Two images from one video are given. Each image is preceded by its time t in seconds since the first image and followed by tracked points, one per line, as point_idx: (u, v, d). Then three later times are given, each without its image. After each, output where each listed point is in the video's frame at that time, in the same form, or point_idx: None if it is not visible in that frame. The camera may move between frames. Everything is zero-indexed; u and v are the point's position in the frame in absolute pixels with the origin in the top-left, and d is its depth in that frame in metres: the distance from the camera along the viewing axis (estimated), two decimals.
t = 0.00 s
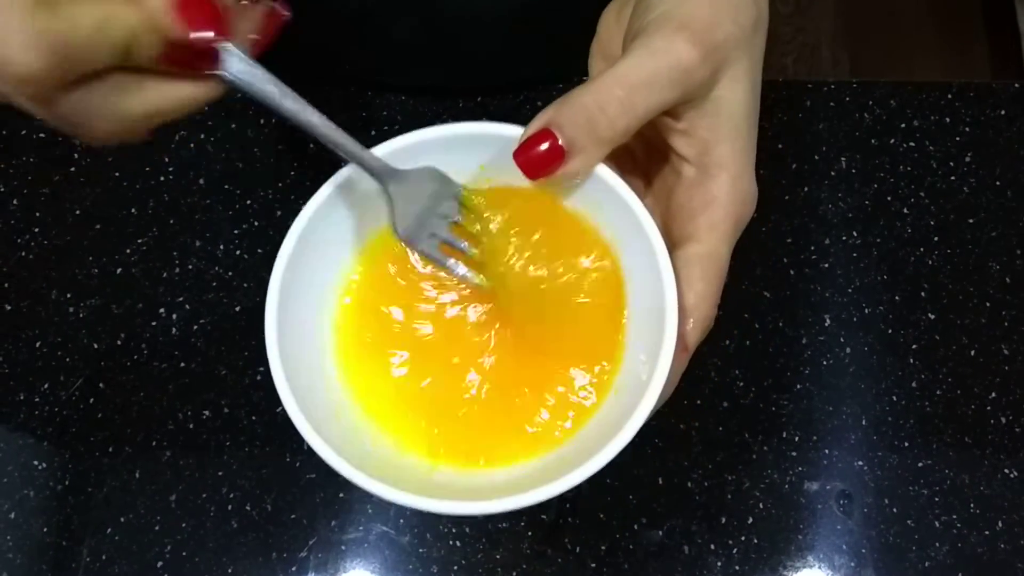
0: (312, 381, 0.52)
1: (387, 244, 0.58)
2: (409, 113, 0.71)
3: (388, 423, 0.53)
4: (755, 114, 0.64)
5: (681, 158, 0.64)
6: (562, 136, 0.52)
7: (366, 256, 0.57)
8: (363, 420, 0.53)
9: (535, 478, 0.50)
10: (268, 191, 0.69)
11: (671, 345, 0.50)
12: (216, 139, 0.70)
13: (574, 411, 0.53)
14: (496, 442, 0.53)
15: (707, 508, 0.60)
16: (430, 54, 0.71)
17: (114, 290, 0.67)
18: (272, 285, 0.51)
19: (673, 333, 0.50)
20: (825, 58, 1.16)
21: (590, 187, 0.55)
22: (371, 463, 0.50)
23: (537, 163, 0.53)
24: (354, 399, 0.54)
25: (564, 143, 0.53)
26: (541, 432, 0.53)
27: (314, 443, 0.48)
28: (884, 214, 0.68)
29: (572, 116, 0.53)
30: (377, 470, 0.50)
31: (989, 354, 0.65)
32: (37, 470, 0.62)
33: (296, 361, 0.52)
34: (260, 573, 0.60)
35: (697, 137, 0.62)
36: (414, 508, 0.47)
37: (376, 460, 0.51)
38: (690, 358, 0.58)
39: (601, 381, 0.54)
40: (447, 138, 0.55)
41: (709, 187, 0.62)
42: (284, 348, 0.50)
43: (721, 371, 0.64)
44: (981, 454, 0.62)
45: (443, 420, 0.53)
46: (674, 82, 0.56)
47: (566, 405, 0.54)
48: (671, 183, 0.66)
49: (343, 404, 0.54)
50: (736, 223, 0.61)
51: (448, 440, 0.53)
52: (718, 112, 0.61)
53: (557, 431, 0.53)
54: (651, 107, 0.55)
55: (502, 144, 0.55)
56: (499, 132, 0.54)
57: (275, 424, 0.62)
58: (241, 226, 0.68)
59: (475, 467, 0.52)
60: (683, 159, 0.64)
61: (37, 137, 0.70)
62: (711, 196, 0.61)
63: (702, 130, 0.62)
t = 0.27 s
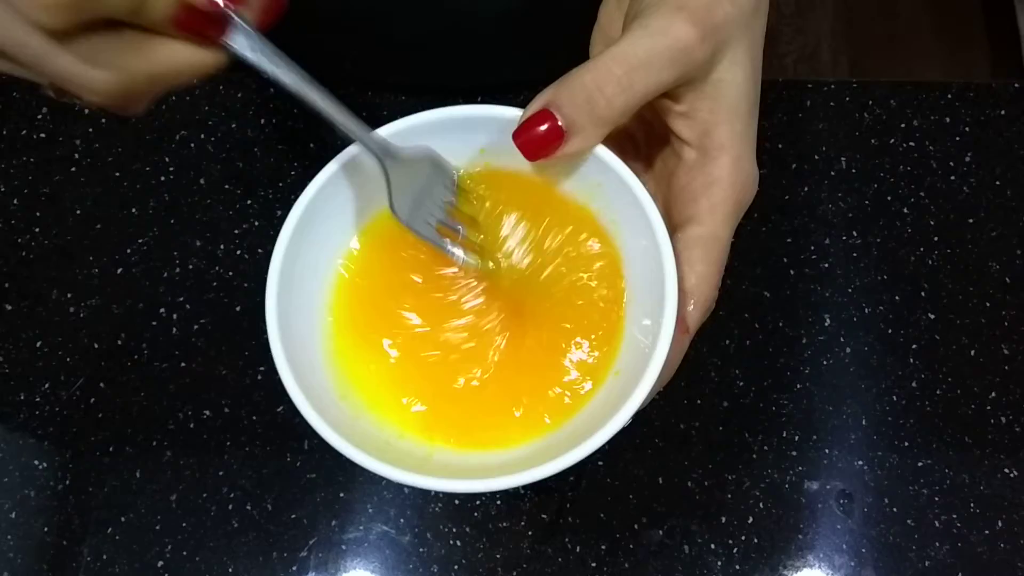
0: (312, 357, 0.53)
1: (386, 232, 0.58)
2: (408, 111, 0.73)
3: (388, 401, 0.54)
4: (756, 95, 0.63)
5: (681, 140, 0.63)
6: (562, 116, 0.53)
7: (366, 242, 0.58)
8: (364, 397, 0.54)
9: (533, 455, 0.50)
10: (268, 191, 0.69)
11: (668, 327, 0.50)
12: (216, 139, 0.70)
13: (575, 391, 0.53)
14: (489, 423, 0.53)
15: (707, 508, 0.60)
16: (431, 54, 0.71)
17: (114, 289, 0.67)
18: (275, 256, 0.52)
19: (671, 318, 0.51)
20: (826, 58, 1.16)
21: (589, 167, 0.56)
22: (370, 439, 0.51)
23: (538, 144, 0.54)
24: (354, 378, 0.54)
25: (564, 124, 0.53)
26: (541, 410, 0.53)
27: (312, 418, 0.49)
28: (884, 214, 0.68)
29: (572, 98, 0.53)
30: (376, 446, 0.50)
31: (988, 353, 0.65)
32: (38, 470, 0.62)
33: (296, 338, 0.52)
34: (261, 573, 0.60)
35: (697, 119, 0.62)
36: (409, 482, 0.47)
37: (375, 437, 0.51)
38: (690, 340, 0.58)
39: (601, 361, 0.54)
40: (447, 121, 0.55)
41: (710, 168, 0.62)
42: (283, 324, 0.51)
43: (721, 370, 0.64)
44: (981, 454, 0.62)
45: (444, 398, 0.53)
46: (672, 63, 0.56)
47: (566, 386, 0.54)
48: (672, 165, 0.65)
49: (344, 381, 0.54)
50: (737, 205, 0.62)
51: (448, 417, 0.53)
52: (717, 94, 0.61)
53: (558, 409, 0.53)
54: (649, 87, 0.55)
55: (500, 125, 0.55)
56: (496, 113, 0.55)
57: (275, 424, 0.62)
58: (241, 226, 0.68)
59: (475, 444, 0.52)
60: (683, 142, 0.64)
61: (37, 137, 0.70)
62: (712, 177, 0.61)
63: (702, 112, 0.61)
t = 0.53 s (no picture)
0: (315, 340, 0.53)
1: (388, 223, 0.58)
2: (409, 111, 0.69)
3: (387, 388, 0.54)
4: (756, 89, 0.64)
5: (682, 133, 0.64)
6: (564, 111, 0.53)
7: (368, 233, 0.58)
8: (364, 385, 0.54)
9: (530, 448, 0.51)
10: (268, 191, 0.69)
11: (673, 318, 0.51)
12: (216, 139, 0.70)
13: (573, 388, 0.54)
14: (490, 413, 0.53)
15: (707, 507, 0.60)
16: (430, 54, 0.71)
17: (114, 289, 0.67)
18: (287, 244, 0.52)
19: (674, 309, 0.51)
20: (825, 58, 1.16)
21: (592, 161, 0.56)
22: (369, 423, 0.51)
23: (540, 138, 0.53)
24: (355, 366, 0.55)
25: (566, 119, 0.53)
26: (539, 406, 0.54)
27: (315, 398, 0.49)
28: (883, 214, 0.68)
29: (574, 91, 0.53)
30: (376, 429, 0.51)
31: (988, 353, 0.65)
32: (38, 469, 0.62)
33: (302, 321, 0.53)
34: (260, 572, 0.60)
35: (697, 112, 0.62)
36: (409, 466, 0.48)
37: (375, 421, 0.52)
38: (692, 332, 0.57)
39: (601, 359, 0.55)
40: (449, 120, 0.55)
41: (711, 160, 0.62)
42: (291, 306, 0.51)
43: (721, 370, 0.64)
44: (981, 453, 0.62)
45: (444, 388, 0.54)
46: (673, 56, 0.57)
47: (564, 381, 0.54)
48: (672, 157, 0.66)
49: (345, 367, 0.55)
50: (738, 196, 0.61)
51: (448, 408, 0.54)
52: (717, 87, 0.62)
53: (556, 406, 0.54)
54: (651, 81, 0.56)
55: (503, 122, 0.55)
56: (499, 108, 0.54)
57: (275, 423, 0.62)
58: (241, 225, 0.68)
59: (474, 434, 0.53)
60: (683, 135, 0.64)
61: (37, 137, 0.70)
62: (712, 169, 0.61)
63: (702, 104, 0.62)
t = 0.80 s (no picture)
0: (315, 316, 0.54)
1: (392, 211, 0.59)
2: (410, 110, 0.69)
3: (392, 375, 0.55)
4: (757, 75, 0.64)
5: (683, 120, 0.64)
6: (566, 96, 0.53)
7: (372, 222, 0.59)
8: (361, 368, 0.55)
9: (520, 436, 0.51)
10: (268, 189, 0.69)
11: (674, 301, 0.51)
12: (217, 137, 0.70)
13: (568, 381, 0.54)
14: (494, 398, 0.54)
15: (707, 505, 0.61)
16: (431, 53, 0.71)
17: (115, 287, 0.67)
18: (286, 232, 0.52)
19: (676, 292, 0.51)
20: (825, 58, 1.16)
21: (593, 146, 0.56)
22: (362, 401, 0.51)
23: (542, 123, 0.54)
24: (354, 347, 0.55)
25: (568, 104, 0.53)
26: (533, 397, 0.54)
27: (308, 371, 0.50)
28: (884, 212, 0.68)
29: (576, 76, 0.53)
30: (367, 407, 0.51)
31: (988, 351, 0.65)
32: (39, 467, 0.63)
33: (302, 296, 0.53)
34: (261, 570, 0.60)
35: (698, 99, 0.63)
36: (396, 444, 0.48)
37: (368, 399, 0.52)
38: (693, 318, 0.57)
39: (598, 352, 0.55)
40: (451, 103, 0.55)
41: (711, 147, 0.62)
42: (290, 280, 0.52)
43: (721, 368, 0.64)
44: (981, 451, 0.62)
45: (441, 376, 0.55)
46: (674, 42, 0.57)
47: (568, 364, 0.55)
48: (673, 145, 0.66)
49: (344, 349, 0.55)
50: (739, 183, 0.61)
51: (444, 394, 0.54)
52: (718, 74, 0.62)
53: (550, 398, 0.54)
54: (652, 67, 0.56)
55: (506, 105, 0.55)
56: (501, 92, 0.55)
57: (276, 422, 0.62)
58: (241, 224, 0.68)
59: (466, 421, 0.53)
60: (684, 122, 0.64)
61: (37, 135, 0.70)
62: (713, 156, 0.62)
63: (703, 91, 0.62)
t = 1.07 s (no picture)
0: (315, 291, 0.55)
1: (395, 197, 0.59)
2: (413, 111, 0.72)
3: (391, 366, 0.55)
4: (755, 67, 0.64)
5: (682, 111, 0.64)
6: (564, 87, 0.53)
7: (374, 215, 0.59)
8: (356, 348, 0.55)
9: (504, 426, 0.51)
10: (269, 189, 0.69)
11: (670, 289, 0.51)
12: (217, 137, 0.70)
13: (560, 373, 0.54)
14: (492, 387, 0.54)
15: (707, 504, 0.61)
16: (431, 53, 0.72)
17: (115, 287, 0.67)
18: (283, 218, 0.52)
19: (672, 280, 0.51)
20: (824, 58, 1.16)
21: (591, 137, 0.56)
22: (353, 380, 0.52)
23: (541, 112, 0.54)
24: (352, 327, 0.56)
25: (567, 94, 0.53)
26: (532, 386, 0.54)
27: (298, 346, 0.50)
28: (883, 212, 0.68)
29: (575, 67, 0.53)
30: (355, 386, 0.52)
31: (987, 351, 0.65)
32: (39, 467, 0.63)
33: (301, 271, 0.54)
34: (261, 570, 0.60)
35: (697, 91, 0.62)
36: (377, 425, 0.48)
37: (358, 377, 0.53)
38: (691, 307, 0.58)
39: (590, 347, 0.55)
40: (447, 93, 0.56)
41: (709, 139, 0.62)
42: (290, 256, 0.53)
43: (721, 367, 0.64)
44: (980, 451, 0.62)
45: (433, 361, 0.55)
46: (673, 34, 0.56)
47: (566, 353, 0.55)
48: (672, 136, 0.66)
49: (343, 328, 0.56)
50: (737, 173, 0.62)
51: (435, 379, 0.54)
52: (717, 65, 0.61)
53: (538, 391, 0.54)
54: (650, 58, 0.56)
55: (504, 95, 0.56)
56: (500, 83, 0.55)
57: (276, 421, 0.63)
58: (241, 224, 0.68)
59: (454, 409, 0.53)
60: (683, 113, 0.64)
61: (38, 135, 0.70)
62: (711, 148, 0.62)
63: (701, 83, 0.62)
